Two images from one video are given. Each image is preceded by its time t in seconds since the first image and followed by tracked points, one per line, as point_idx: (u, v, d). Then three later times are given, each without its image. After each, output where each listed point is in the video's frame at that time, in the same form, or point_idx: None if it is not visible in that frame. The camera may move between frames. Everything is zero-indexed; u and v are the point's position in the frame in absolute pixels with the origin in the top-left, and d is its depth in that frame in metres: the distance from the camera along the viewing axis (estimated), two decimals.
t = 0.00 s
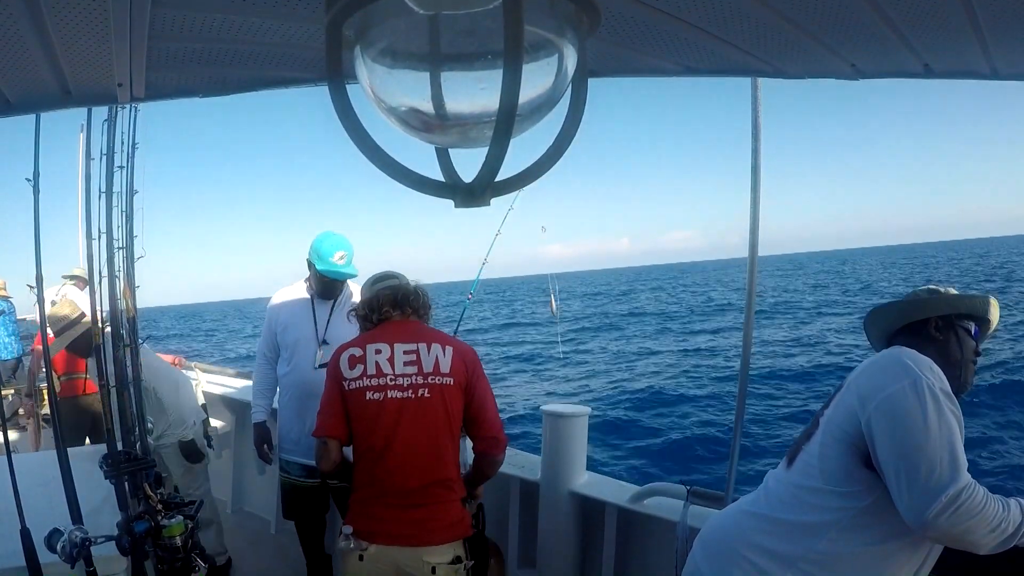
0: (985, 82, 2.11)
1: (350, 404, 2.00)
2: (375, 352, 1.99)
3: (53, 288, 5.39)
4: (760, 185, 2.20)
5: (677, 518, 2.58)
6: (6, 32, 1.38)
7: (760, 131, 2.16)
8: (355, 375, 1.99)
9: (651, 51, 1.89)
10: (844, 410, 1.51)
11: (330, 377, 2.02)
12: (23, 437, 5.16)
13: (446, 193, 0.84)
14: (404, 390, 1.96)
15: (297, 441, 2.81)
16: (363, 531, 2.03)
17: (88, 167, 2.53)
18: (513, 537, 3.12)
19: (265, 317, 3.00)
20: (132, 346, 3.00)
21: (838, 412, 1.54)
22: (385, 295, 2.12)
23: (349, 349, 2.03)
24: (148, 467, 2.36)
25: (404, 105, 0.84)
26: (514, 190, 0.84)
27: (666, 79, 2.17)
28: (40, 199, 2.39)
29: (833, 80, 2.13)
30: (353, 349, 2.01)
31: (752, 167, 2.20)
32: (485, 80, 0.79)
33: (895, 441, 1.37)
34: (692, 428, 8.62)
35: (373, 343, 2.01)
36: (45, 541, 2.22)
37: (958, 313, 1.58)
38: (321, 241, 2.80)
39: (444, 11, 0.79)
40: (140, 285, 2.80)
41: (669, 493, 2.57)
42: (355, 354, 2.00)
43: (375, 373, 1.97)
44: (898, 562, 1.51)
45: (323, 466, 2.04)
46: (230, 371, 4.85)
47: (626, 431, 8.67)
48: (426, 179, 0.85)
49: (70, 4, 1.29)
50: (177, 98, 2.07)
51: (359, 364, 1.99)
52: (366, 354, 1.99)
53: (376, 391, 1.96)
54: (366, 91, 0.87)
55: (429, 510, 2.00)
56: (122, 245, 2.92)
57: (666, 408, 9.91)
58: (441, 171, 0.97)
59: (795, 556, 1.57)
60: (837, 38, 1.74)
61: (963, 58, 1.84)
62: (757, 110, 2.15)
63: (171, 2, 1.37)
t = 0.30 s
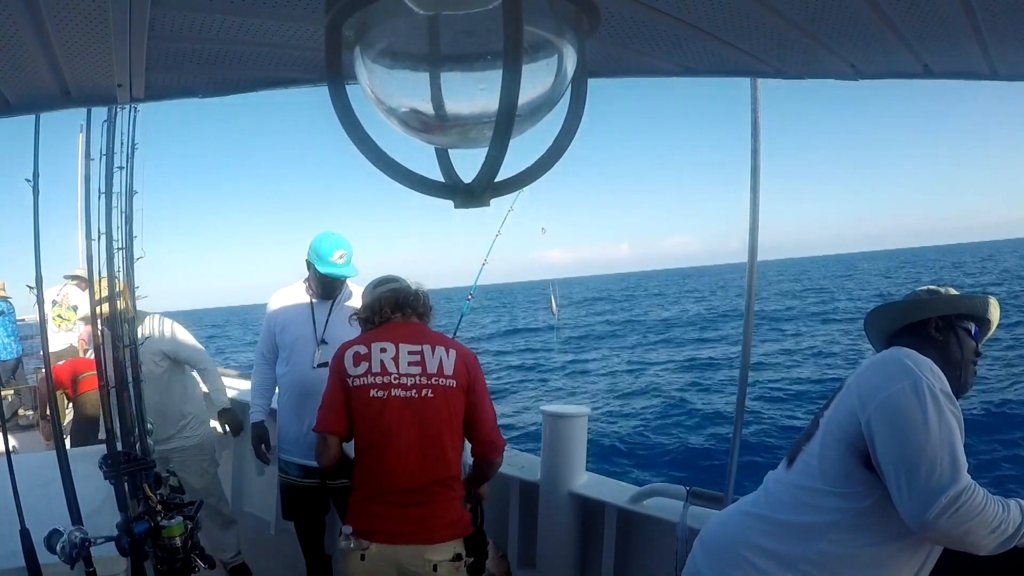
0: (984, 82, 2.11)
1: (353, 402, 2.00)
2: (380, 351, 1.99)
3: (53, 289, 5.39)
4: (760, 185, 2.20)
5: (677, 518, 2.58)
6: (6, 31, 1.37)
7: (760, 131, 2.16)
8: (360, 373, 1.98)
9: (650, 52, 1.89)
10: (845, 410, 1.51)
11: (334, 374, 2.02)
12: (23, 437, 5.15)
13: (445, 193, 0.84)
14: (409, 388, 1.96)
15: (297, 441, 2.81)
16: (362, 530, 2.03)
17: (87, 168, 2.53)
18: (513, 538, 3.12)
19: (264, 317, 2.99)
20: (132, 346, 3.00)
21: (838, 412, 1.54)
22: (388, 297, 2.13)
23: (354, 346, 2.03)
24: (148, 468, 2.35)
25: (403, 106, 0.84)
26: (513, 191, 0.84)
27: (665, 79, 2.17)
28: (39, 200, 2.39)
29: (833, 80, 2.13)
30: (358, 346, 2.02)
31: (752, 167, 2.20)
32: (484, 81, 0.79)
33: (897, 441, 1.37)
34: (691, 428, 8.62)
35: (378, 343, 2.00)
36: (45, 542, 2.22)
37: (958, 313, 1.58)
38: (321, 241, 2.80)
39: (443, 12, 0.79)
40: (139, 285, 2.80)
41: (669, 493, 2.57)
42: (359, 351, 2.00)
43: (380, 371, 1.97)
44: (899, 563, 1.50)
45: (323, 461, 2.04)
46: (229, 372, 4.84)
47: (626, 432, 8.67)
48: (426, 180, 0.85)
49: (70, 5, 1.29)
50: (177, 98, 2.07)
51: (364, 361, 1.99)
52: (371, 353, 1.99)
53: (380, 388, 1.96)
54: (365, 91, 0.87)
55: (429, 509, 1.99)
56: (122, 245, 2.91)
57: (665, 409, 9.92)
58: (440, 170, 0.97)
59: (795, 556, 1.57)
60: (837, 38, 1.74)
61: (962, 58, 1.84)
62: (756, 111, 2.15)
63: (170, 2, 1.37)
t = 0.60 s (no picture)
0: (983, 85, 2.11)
1: (351, 404, 2.00)
2: (377, 353, 2.00)
3: (53, 291, 5.39)
4: (759, 187, 2.20)
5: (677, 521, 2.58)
6: (6, 35, 1.38)
7: (759, 134, 2.16)
8: (357, 375, 1.99)
9: (650, 54, 1.89)
10: (844, 412, 1.51)
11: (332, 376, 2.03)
12: (22, 440, 5.15)
13: (445, 195, 0.84)
14: (405, 390, 1.96)
15: (297, 445, 2.81)
16: (362, 533, 2.02)
17: (87, 171, 2.53)
18: (513, 541, 3.12)
19: (264, 320, 2.99)
20: (132, 349, 3.00)
21: (838, 414, 1.54)
22: (384, 304, 2.12)
23: (352, 350, 2.04)
24: (148, 470, 2.35)
25: (404, 108, 0.85)
26: (512, 194, 0.84)
27: (665, 82, 2.17)
28: (39, 202, 2.40)
29: (833, 82, 2.13)
30: (356, 350, 2.03)
31: (752, 170, 2.20)
32: (484, 83, 0.79)
33: (896, 442, 1.37)
34: (691, 431, 8.61)
35: (376, 345, 2.02)
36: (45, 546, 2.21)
37: (958, 316, 1.58)
38: (322, 244, 2.80)
39: (443, 15, 0.79)
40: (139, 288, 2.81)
41: (669, 496, 2.57)
42: (357, 355, 2.01)
43: (377, 373, 1.97)
44: (899, 566, 1.50)
45: (324, 463, 2.02)
46: (229, 375, 4.84)
47: (626, 435, 8.67)
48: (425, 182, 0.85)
49: (71, 7, 1.29)
50: (177, 101, 2.07)
51: (362, 364, 1.99)
52: (368, 355, 2.00)
53: (377, 390, 1.96)
54: (366, 94, 0.87)
55: (429, 512, 1.99)
56: (122, 248, 2.92)
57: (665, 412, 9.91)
58: (440, 173, 0.97)
59: (795, 559, 1.57)
60: (836, 41, 1.74)
61: (962, 61, 1.85)
62: (756, 113, 2.15)
63: (171, 5, 1.37)
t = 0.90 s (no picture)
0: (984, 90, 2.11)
1: (348, 410, 1.99)
2: (375, 361, 2.00)
3: (53, 296, 5.38)
4: (760, 192, 2.20)
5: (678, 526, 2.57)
6: (8, 40, 1.38)
7: (760, 138, 2.16)
8: (354, 383, 1.99)
9: (651, 59, 1.90)
10: (845, 418, 1.51)
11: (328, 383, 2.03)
12: (22, 445, 5.14)
13: (445, 200, 0.84)
14: (402, 399, 1.96)
15: (298, 450, 2.81)
16: (361, 539, 2.01)
17: (88, 175, 2.54)
18: (513, 546, 3.11)
19: (264, 323, 2.99)
20: (133, 354, 2.99)
21: (838, 419, 1.53)
22: (383, 317, 2.14)
23: (350, 358, 2.04)
24: (148, 475, 2.33)
25: (406, 114, 0.84)
26: (513, 199, 0.84)
27: (666, 87, 2.17)
28: (39, 207, 2.40)
29: (833, 87, 2.13)
30: (354, 358, 2.03)
31: (752, 174, 2.20)
32: (486, 87, 0.79)
33: (897, 446, 1.37)
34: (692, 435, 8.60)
35: (373, 354, 2.02)
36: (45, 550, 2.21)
37: (959, 321, 1.58)
38: (323, 249, 2.81)
39: (445, 19, 0.79)
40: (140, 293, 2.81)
41: (670, 501, 2.56)
42: (355, 362, 2.01)
43: (374, 380, 1.97)
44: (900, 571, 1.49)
45: (318, 469, 2.03)
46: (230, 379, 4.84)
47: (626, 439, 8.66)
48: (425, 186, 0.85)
49: (75, 12, 1.29)
50: (177, 106, 2.07)
51: (359, 371, 2.00)
52: (366, 363, 2.00)
53: (374, 397, 1.96)
54: (366, 99, 0.87)
55: (427, 517, 1.98)
56: (122, 253, 2.92)
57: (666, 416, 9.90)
58: (441, 178, 0.97)
59: (796, 564, 1.56)
60: (837, 46, 1.74)
61: (962, 65, 1.85)
62: (757, 117, 2.15)
63: (172, 11, 1.38)
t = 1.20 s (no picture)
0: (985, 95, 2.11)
1: (339, 418, 1.99)
2: (364, 368, 1.99)
3: (54, 302, 5.37)
4: (761, 197, 2.20)
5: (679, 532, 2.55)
6: (11, 47, 1.39)
7: (761, 144, 2.16)
8: (344, 391, 1.98)
9: (652, 65, 1.90)
10: (845, 424, 1.50)
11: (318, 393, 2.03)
12: (23, 451, 5.13)
13: (446, 206, 0.84)
14: (392, 405, 1.95)
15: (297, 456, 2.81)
16: (359, 547, 2.00)
17: (88, 181, 2.54)
18: (514, 553, 3.10)
19: (264, 329, 2.99)
20: (133, 359, 2.96)
21: (838, 425, 1.53)
22: (373, 318, 2.13)
23: (340, 366, 2.03)
24: (149, 481, 2.34)
25: (406, 119, 0.84)
26: (513, 204, 0.84)
27: (666, 92, 2.17)
28: (40, 213, 2.41)
29: (835, 92, 2.12)
30: (343, 365, 2.02)
31: (754, 180, 2.20)
32: (486, 93, 0.79)
33: (897, 452, 1.36)
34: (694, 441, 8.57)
35: (362, 361, 2.01)
36: (47, 556, 2.20)
37: (959, 327, 1.57)
38: (321, 259, 2.80)
39: (445, 25, 0.79)
40: (140, 298, 2.80)
41: (671, 507, 2.55)
42: (344, 370, 2.00)
43: (363, 388, 1.96)
44: None
45: (308, 478, 2.01)
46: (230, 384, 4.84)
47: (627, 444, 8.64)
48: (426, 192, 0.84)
49: (77, 19, 1.30)
50: (178, 112, 2.08)
51: (349, 379, 1.99)
52: (355, 370, 2.00)
53: (364, 404, 1.95)
54: (366, 103, 0.86)
55: (423, 523, 1.98)
56: (123, 258, 2.92)
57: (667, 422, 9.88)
58: (441, 184, 0.96)
59: (799, 570, 1.55)
60: (837, 51, 1.74)
61: (964, 71, 1.84)
62: (758, 122, 2.15)
63: (173, 16, 1.38)
